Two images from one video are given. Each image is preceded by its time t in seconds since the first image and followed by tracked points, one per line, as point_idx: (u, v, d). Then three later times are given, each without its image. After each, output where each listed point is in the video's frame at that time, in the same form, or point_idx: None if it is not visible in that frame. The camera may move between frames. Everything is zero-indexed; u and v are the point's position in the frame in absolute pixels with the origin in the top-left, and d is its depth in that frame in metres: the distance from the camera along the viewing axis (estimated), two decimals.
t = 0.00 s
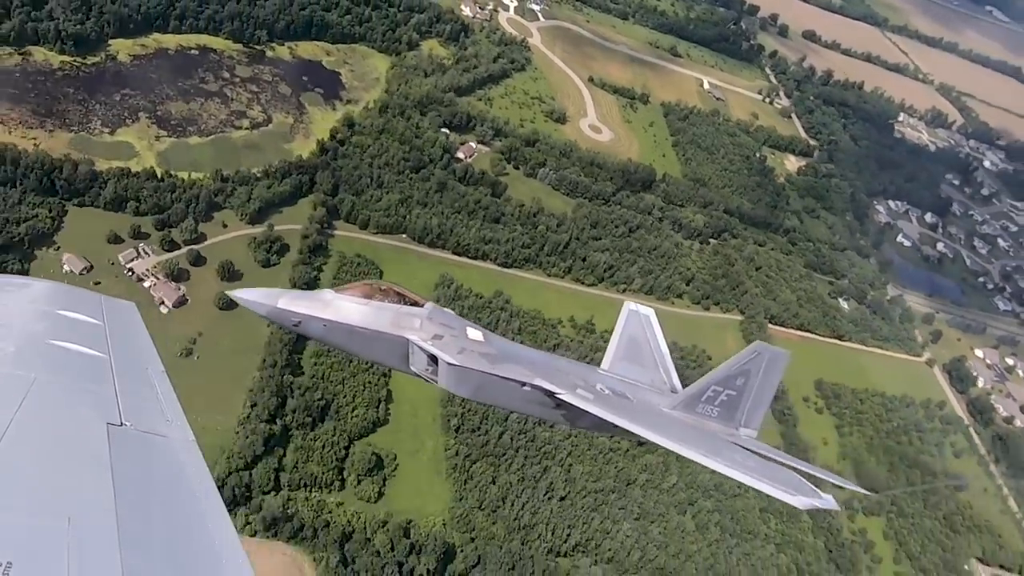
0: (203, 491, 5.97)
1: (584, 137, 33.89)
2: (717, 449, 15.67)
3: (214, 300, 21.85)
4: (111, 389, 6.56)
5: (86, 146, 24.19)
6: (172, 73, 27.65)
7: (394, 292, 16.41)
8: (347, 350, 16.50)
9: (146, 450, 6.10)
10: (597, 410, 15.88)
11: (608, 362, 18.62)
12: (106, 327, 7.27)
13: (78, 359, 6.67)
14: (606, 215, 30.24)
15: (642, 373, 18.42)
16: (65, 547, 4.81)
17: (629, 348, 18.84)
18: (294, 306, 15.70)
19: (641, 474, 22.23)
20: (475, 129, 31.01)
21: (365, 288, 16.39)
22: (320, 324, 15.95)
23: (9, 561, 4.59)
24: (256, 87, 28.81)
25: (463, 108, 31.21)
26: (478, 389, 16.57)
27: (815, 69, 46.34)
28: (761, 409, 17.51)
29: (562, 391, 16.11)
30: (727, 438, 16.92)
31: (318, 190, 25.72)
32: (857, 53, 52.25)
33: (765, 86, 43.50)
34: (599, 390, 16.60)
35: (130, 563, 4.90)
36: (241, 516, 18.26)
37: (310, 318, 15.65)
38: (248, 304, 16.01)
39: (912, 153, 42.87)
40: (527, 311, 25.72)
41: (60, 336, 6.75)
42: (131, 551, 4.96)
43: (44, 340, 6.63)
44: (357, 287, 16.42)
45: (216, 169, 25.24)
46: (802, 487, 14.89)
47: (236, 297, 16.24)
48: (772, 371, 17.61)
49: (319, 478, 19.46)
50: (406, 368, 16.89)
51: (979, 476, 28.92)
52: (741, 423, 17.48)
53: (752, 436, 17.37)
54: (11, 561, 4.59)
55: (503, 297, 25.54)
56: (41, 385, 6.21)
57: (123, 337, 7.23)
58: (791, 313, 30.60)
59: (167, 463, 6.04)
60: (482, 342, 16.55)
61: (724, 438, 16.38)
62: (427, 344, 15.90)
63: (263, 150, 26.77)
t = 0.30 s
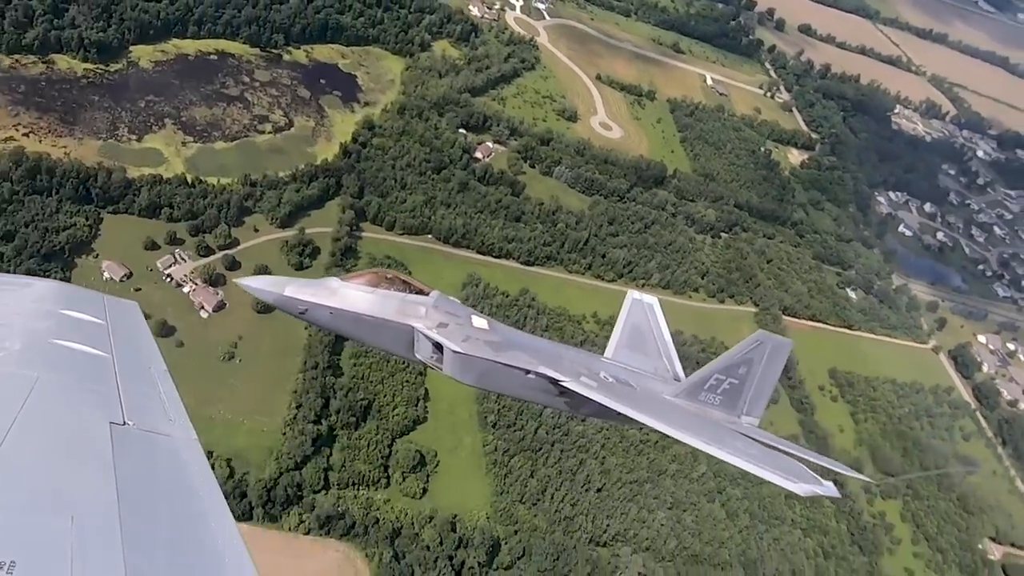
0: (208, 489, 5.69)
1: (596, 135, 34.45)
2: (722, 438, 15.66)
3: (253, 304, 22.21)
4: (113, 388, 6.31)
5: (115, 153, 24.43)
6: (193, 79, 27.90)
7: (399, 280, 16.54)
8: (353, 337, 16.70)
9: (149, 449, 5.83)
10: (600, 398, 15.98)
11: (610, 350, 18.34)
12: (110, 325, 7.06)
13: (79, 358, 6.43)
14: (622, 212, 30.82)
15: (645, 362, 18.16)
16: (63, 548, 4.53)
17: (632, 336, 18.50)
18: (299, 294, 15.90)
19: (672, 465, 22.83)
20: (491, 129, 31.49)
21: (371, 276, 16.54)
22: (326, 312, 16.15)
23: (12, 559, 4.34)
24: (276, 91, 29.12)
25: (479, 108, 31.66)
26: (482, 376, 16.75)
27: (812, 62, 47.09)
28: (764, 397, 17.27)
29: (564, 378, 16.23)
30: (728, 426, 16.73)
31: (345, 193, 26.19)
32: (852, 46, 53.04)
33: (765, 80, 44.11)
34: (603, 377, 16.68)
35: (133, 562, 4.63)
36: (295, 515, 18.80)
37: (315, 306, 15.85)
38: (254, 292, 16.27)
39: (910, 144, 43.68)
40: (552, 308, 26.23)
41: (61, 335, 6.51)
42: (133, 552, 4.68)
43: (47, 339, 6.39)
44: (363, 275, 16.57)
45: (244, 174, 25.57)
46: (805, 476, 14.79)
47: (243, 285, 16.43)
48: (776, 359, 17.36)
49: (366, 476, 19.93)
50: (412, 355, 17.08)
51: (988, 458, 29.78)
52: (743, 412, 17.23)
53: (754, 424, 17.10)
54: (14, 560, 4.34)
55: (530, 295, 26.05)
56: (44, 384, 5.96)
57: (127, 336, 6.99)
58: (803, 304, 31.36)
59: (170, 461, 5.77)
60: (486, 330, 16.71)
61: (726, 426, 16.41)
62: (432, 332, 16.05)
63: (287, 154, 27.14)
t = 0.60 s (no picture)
0: (210, 495, 5.53)
1: (607, 133, 34.93)
2: (725, 425, 15.85)
3: (289, 308, 22.52)
4: (113, 392, 6.19)
5: (144, 160, 24.64)
6: (215, 85, 28.18)
7: (405, 270, 16.72)
8: (359, 326, 16.87)
9: (150, 454, 5.71)
10: (604, 386, 16.21)
11: (614, 339, 18.55)
12: (110, 326, 6.99)
13: (78, 359, 6.33)
14: (638, 209, 31.36)
15: (649, 351, 18.34)
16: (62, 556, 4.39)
17: (636, 326, 18.75)
18: (306, 284, 16.06)
19: (702, 456, 23.40)
20: (507, 130, 31.96)
21: (377, 266, 16.73)
22: (332, 301, 16.32)
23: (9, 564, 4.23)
24: (295, 95, 29.45)
25: (494, 109, 32.12)
26: (487, 365, 16.96)
27: (810, 56, 47.83)
28: (767, 386, 17.62)
29: (569, 367, 16.43)
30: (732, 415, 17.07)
31: (371, 196, 26.61)
32: (847, 40, 53.83)
33: (766, 75, 44.77)
34: (606, 366, 16.89)
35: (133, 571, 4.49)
36: (346, 514, 19.24)
37: (322, 296, 16.02)
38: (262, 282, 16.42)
39: (908, 136, 44.50)
40: (577, 305, 26.71)
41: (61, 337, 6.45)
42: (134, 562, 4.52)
43: (46, 343, 6.28)
44: (369, 266, 16.77)
45: (272, 179, 25.92)
46: (807, 464, 14.97)
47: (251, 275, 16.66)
48: (779, 348, 17.64)
49: (411, 474, 20.43)
50: (417, 344, 17.27)
51: (996, 441, 30.64)
52: (746, 400, 17.59)
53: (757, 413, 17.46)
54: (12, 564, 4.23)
55: (555, 293, 26.52)
56: (44, 387, 5.87)
57: (127, 339, 6.87)
58: (814, 295, 32.10)
59: (172, 467, 5.63)
60: (491, 320, 16.91)
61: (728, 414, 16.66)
62: (437, 321, 16.24)
63: (311, 158, 27.49)
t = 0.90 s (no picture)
0: (207, 498, 5.97)
1: (620, 131, 35.48)
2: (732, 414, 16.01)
3: (330, 311, 22.92)
4: (111, 398, 6.59)
5: (178, 169, 24.94)
6: (239, 92, 28.50)
7: (411, 261, 16.64)
8: (365, 317, 16.80)
9: (148, 458, 6.12)
10: (612, 376, 16.30)
11: (618, 332, 18.38)
12: (108, 334, 7.38)
13: (76, 366, 6.72)
14: (655, 206, 31.98)
15: (653, 343, 18.20)
16: (67, 551, 4.82)
17: (639, 318, 18.55)
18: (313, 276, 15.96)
19: (735, 445, 24.04)
20: (525, 130, 32.48)
21: (383, 258, 16.65)
22: (340, 293, 16.26)
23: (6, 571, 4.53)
24: (318, 101, 29.81)
25: (511, 110, 32.64)
26: (495, 355, 16.97)
27: (808, 50, 48.65)
28: (771, 375, 17.63)
29: (577, 357, 16.50)
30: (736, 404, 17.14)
31: (399, 200, 27.10)
32: (841, 33, 54.72)
33: (766, 70, 45.52)
34: (613, 356, 16.97)
35: (131, 565, 4.93)
36: (402, 512, 19.81)
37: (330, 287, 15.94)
38: (268, 274, 16.32)
39: (905, 127, 45.41)
40: (604, 302, 27.30)
41: (60, 346, 6.82)
42: (132, 559, 4.96)
43: (47, 351, 6.71)
44: (375, 257, 16.68)
45: (303, 186, 26.29)
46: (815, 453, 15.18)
47: (256, 266, 16.48)
48: (783, 338, 17.74)
49: (460, 472, 21.03)
50: (424, 335, 17.22)
51: (1005, 424, 31.65)
52: (751, 390, 17.62)
53: (761, 403, 17.49)
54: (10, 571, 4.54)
55: (582, 291, 27.03)
56: (44, 392, 6.26)
57: (126, 348, 7.30)
58: (826, 287, 32.93)
59: (170, 470, 6.06)
60: (497, 311, 16.92)
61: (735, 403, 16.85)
62: (444, 313, 16.22)
63: (338, 163, 27.89)
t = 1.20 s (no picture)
0: (207, 503, 5.62)
1: (630, 130, 35.90)
2: (738, 406, 16.07)
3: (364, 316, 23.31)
4: (109, 402, 6.24)
5: (207, 178, 25.20)
6: (260, 100, 28.78)
7: (416, 257, 16.52)
8: (369, 314, 16.62)
9: (145, 463, 5.76)
10: (619, 370, 16.28)
11: (622, 327, 18.75)
12: (104, 337, 7.01)
13: (72, 370, 6.36)
14: (668, 203, 32.57)
15: (657, 338, 18.55)
16: (60, 561, 4.48)
17: (642, 314, 18.95)
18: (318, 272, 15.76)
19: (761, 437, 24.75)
20: (539, 131, 32.96)
21: (387, 255, 16.55)
22: (345, 289, 16.07)
23: None
24: (336, 107, 30.12)
25: (525, 112, 33.10)
26: (500, 351, 16.85)
27: (805, 46, 49.37)
28: (775, 370, 17.73)
29: (583, 352, 16.46)
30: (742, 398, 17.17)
31: (423, 203, 27.49)
32: (835, 28, 55.48)
33: (766, 66, 46.17)
34: (618, 351, 16.99)
35: None
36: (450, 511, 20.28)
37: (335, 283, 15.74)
38: (271, 271, 16.07)
39: (903, 120, 46.26)
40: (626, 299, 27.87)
41: (56, 351, 6.48)
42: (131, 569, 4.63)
43: (41, 354, 6.37)
44: (379, 254, 16.58)
45: (330, 192, 26.62)
46: (821, 443, 15.26)
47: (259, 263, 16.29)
48: (786, 332, 17.88)
49: (502, 470, 21.51)
50: (427, 333, 17.07)
51: (1012, 409, 32.58)
52: (755, 385, 17.68)
53: (766, 397, 17.52)
54: None
55: (605, 289, 27.51)
56: (40, 397, 5.92)
57: (124, 352, 6.97)
58: (836, 280, 33.70)
59: (168, 476, 5.72)
60: (502, 307, 16.85)
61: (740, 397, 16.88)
62: (449, 308, 16.12)
63: (361, 168, 28.23)
